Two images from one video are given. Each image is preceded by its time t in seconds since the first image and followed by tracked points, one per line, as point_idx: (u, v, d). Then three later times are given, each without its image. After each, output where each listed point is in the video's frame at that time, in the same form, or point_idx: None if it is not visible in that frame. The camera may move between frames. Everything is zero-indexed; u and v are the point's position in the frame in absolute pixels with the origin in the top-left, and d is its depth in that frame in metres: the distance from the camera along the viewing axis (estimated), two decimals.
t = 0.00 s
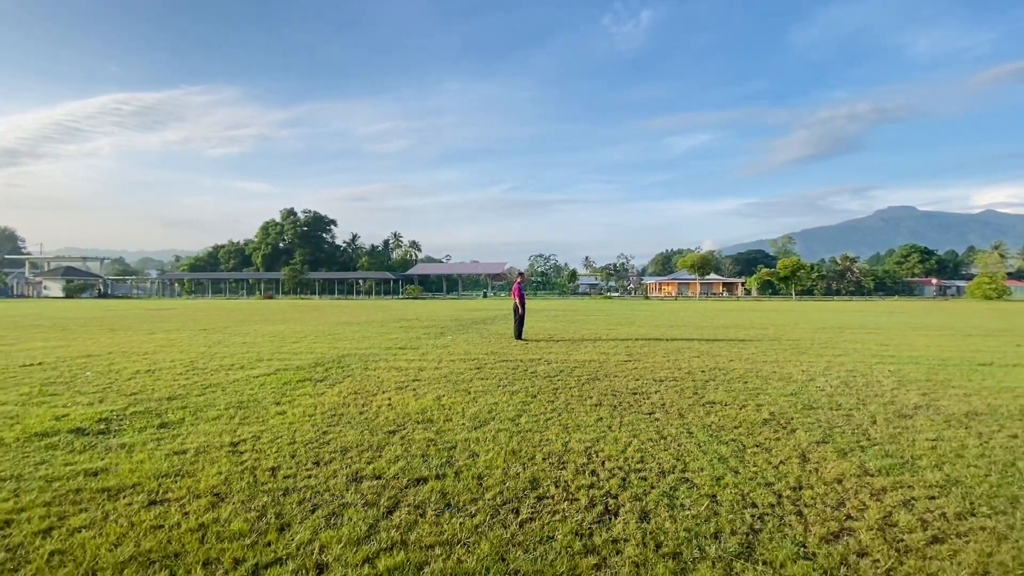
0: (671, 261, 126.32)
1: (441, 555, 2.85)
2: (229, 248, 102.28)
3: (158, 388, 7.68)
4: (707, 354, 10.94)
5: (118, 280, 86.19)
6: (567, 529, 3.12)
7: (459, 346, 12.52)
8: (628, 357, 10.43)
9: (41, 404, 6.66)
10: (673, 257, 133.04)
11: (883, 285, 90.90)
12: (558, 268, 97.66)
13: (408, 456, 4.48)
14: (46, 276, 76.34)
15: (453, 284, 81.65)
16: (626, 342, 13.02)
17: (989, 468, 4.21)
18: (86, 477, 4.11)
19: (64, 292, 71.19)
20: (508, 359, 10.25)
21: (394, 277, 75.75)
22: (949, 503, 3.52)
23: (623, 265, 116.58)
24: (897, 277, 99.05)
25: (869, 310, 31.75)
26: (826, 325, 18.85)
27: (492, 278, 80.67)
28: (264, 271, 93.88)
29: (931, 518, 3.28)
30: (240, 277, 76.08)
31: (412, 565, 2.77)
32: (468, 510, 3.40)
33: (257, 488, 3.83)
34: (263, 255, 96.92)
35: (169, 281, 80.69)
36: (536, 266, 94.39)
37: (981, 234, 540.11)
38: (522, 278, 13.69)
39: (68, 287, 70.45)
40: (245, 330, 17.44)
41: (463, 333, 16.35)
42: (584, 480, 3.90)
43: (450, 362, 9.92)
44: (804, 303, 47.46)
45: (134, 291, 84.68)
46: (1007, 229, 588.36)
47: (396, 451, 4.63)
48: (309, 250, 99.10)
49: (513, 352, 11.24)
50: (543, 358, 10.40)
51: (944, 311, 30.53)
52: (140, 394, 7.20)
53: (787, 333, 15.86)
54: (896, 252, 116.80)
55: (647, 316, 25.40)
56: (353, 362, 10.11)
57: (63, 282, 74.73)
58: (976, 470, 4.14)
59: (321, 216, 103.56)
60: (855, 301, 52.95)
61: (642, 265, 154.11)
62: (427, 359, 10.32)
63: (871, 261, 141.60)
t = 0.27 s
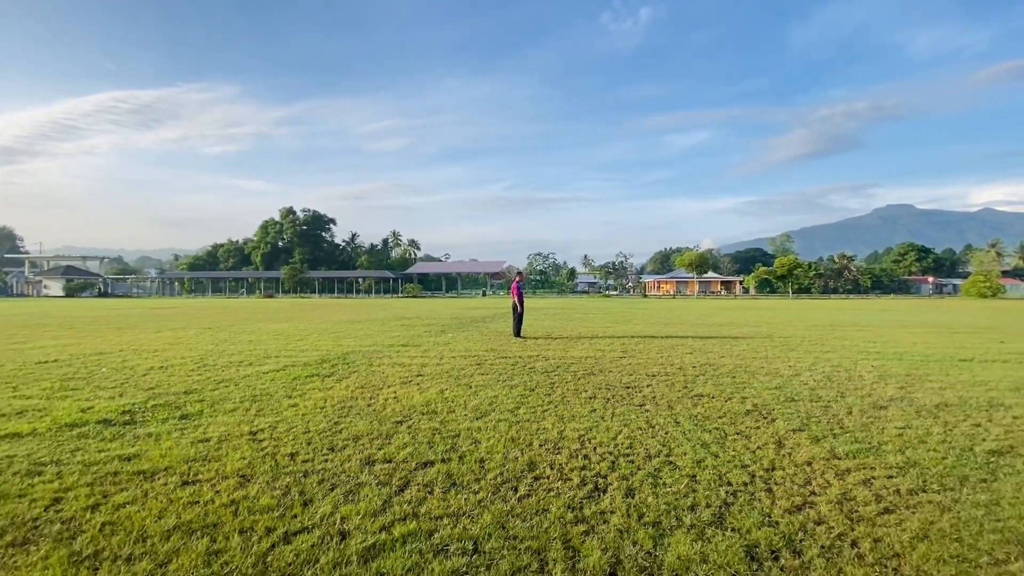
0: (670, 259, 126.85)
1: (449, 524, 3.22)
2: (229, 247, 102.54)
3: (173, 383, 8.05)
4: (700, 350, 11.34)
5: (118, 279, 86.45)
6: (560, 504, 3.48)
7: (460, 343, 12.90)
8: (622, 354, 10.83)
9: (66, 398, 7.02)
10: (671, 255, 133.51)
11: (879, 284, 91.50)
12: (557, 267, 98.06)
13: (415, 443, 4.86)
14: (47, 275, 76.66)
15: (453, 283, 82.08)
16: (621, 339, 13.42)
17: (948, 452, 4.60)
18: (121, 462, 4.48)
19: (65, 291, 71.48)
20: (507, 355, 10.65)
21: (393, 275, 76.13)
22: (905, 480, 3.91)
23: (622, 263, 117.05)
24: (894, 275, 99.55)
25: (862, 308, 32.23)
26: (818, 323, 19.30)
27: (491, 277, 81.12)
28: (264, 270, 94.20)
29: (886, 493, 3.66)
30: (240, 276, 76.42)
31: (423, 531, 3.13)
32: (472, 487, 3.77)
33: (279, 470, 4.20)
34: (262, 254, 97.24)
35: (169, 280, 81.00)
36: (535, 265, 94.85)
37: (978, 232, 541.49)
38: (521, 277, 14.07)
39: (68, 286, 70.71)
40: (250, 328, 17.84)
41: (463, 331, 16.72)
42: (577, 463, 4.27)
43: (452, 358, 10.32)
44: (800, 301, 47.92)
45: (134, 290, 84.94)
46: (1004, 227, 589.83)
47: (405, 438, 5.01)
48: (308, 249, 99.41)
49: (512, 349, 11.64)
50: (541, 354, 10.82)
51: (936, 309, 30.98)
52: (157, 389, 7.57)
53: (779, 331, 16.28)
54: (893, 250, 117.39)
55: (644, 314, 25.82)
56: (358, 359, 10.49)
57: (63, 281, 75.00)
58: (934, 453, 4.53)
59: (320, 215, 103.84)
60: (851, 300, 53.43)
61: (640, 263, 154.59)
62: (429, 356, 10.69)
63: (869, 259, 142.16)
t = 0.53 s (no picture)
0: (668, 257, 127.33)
1: (455, 493, 3.60)
2: (229, 246, 102.88)
3: (187, 376, 8.41)
4: (693, 346, 11.73)
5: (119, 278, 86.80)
6: (554, 477, 3.86)
7: (461, 340, 13.28)
8: (618, 349, 11.22)
9: (88, 389, 7.41)
10: (670, 254, 134.03)
11: (876, 282, 92.07)
12: (556, 265, 98.51)
13: (422, 428, 5.25)
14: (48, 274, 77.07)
15: (452, 281, 82.53)
16: (618, 336, 13.81)
17: (913, 435, 4.98)
18: (151, 444, 4.85)
19: (66, 289, 71.83)
20: (507, 351, 11.05)
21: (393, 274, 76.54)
22: (868, 458, 4.29)
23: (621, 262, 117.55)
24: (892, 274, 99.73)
25: (857, 306, 32.68)
26: (811, 320, 19.73)
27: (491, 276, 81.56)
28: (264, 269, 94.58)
29: (849, 469, 4.05)
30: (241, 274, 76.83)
31: (432, 500, 3.51)
32: (475, 464, 4.15)
33: (297, 451, 4.58)
34: (262, 253, 97.65)
35: (170, 278, 81.38)
36: (534, 263, 95.32)
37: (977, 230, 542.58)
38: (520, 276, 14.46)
39: (69, 285, 71.05)
40: (255, 325, 18.25)
41: (464, 328, 17.13)
42: (570, 444, 4.65)
43: (454, 353, 10.73)
44: (796, 299, 48.37)
45: (134, 289, 85.21)
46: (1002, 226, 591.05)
47: (411, 424, 5.39)
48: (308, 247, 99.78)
49: (511, 345, 12.04)
50: (539, 350, 11.23)
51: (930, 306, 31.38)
52: (173, 382, 7.93)
53: (772, 328, 16.70)
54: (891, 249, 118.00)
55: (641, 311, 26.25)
56: (362, 354, 10.88)
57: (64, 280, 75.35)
58: (900, 436, 4.92)
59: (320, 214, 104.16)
60: (848, 297, 53.93)
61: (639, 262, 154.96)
62: (431, 351, 11.07)
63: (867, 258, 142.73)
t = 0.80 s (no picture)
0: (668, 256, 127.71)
1: (461, 471, 3.96)
2: (229, 245, 103.16)
3: (201, 370, 8.78)
4: (688, 342, 12.08)
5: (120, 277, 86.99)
6: (551, 458, 4.23)
7: (462, 337, 13.65)
8: (615, 345, 11.58)
9: (108, 382, 7.77)
10: (670, 252, 134.46)
11: (875, 280, 92.48)
12: (556, 264, 98.78)
13: (428, 416, 5.63)
14: (49, 273, 77.32)
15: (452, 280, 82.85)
16: (615, 333, 14.17)
17: (886, 422, 5.36)
18: (178, 431, 5.22)
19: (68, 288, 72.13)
20: (507, 347, 11.42)
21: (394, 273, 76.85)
22: (840, 442, 4.66)
23: (620, 261, 117.92)
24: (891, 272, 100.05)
25: (853, 304, 33.06)
26: (807, 318, 20.08)
27: (491, 274, 81.87)
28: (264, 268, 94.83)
29: (821, 451, 4.42)
30: (241, 273, 77.17)
31: (441, 476, 3.88)
32: (478, 447, 4.53)
33: (314, 436, 4.96)
34: (263, 251, 97.94)
35: (170, 277, 81.61)
36: (534, 262, 95.69)
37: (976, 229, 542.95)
38: (520, 274, 14.79)
39: (70, 284, 71.27)
40: (259, 323, 18.54)
41: (465, 325, 17.45)
42: (566, 430, 5.02)
43: (456, 349, 11.10)
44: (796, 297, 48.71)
45: (135, 287, 85.50)
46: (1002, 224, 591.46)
47: (418, 413, 5.76)
48: (309, 246, 100.06)
49: (512, 341, 12.41)
50: (539, 346, 11.61)
51: (927, 305, 31.66)
52: (188, 376, 8.29)
53: (768, 325, 17.04)
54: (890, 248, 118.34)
55: (640, 309, 26.58)
56: (366, 350, 11.22)
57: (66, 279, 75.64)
58: (872, 423, 5.30)
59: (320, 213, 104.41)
60: (846, 296, 54.26)
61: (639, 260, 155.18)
62: (434, 348, 11.41)
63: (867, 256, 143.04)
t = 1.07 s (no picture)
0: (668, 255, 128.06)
1: (464, 454, 4.33)
2: (230, 243, 103.55)
3: (214, 365, 9.16)
4: (682, 339, 12.48)
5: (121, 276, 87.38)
6: (547, 443, 4.60)
7: (463, 334, 14.05)
8: (611, 342, 11.98)
9: (127, 376, 8.16)
10: (669, 251, 134.83)
11: (873, 279, 92.89)
12: (556, 263, 99.16)
13: (433, 406, 6.02)
14: (52, 271, 77.74)
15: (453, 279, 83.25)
16: (612, 330, 14.57)
17: (860, 412, 5.74)
18: (199, 420, 5.59)
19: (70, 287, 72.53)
20: (507, 343, 11.82)
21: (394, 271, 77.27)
22: (815, 429, 5.03)
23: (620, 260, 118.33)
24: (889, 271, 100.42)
25: (850, 303, 33.45)
26: (801, 316, 20.48)
27: (491, 273, 82.25)
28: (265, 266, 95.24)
29: (796, 437, 4.78)
30: (242, 272, 77.57)
31: (446, 458, 4.25)
32: (480, 434, 4.90)
33: (327, 424, 5.33)
34: (263, 250, 98.34)
35: (171, 275, 82.02)
36: (534, 261, 96.11)
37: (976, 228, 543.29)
38: (519, 274, 15.19)
39: (72, 282, 71.64)
40: (264, 321, 18.96)
41: (466, 323, 17.86)
42: (562, 419, 5.39)
43: (458, 345, 11.50)
44: (793, 296, 49.07)
45: (137, 286, 85.87)
46: (1001, 223, 591.78)
47: (423, 404, 6.14)
48: (309, 245, 100.46)
49: (511, 338, 12.82)
50: (537, 342, 12.02)
51: (923, 304, 32.02)
52: (202, 371, 8.67)
53: (762, 323, 17.43)
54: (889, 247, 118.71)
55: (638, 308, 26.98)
56: (371, 346, 11.63)
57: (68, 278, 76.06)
58: (847, 412, 5.68)
59: (321, 211, 104.81)
60: (844, 295, 54.60)
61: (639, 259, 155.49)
62: (436, 344, 11.82)
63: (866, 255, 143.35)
